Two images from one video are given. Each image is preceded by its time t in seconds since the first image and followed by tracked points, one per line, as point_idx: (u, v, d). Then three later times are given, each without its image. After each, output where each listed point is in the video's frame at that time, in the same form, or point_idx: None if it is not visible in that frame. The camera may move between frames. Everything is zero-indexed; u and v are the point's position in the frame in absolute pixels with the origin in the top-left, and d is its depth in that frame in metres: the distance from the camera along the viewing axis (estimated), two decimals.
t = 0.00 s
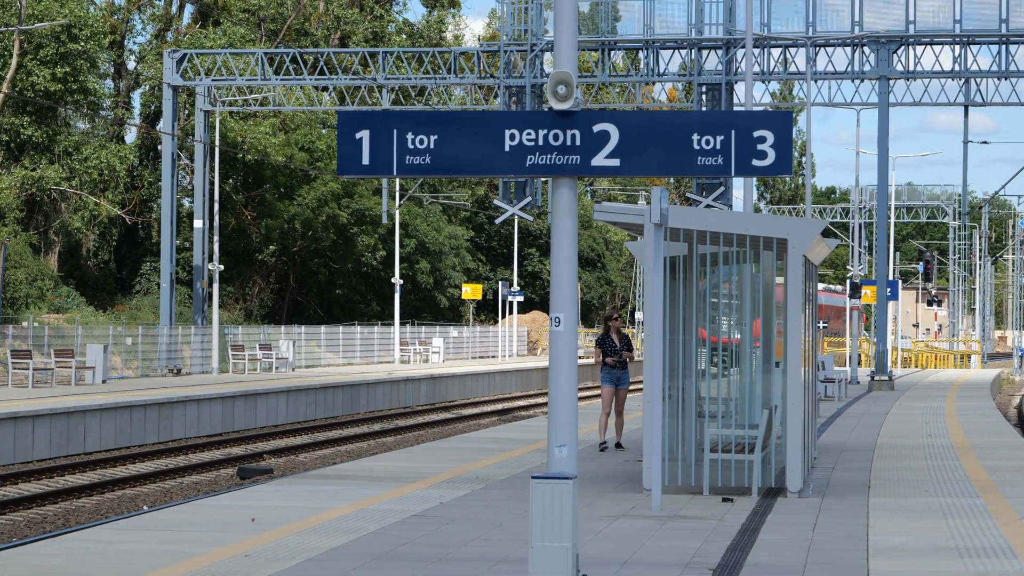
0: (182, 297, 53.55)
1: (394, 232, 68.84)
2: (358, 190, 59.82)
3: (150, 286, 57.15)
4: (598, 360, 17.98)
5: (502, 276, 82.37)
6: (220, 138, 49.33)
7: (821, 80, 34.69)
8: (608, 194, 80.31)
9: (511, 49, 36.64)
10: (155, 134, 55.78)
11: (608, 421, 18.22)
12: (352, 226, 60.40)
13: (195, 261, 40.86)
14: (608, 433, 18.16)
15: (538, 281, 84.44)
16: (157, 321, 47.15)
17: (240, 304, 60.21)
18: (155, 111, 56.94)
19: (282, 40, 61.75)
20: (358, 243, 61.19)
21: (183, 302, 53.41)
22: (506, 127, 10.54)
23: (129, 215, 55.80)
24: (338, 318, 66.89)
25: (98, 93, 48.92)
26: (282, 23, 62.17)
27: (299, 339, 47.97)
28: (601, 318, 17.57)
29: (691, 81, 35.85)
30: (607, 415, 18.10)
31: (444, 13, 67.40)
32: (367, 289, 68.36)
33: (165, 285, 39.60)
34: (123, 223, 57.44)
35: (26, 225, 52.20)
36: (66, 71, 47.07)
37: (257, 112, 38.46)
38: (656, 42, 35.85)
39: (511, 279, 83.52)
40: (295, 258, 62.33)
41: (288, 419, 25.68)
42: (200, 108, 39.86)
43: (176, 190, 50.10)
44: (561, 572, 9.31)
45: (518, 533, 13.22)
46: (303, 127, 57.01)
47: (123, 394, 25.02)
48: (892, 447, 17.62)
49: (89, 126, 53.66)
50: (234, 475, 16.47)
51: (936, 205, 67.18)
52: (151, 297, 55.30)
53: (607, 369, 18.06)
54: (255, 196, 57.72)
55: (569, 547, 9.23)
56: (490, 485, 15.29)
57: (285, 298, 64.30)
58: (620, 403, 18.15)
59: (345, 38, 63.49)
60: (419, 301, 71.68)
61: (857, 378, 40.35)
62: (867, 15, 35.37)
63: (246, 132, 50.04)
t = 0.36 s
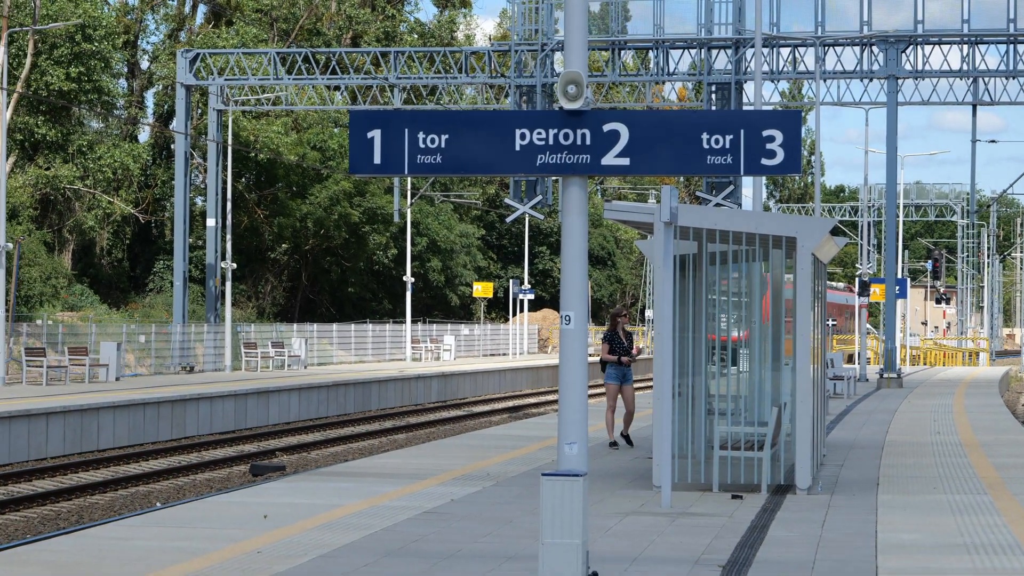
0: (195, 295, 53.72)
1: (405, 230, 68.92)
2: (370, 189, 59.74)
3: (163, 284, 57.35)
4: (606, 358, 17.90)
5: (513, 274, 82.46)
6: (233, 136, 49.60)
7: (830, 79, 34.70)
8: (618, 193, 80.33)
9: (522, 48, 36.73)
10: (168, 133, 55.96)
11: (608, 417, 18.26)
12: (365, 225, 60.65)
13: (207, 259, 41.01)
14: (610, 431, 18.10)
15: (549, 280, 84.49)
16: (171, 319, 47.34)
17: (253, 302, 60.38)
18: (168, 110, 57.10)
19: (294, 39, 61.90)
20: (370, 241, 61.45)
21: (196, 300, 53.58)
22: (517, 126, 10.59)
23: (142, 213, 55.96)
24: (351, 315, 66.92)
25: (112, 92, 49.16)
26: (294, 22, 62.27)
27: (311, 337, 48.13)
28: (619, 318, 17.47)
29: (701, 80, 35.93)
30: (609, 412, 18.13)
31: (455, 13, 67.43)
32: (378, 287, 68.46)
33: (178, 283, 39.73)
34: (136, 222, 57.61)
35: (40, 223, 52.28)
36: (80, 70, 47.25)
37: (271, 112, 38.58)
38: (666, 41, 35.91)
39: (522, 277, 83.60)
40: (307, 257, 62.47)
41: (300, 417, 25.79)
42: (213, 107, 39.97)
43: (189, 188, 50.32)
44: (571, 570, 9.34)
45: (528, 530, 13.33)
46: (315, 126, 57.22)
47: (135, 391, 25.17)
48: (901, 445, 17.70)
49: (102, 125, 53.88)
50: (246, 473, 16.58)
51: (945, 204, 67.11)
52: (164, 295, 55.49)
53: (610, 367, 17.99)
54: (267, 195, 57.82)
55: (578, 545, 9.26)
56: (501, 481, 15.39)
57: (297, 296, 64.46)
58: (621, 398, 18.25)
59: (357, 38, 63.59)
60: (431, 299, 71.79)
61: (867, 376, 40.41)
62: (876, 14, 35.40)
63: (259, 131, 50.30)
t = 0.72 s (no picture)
0: (208, 293, 53.92)
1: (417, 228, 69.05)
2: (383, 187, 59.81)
3: (176, 283, 57.58)
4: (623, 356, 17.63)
5: (525, 272, 82.54)
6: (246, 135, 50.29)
7: (840, 79, 34.77)
8: (629, 191, 80.35)
9: (533, 47, 36.79)
10: (181, 132, 56.16)
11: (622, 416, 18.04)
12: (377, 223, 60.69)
13: (221, 257, 41.18)
14: (628, 428, 18.42)
15: (561, 277, 84.51)
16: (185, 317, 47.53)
17: (266, 301, 60.58)
18: (182, 109, 57.28)
19: (306, 38, 62.08)
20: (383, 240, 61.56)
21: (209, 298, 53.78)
22: (528, 126, 10.62)
23: (156, 211, 56.11)
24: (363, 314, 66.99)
25: (124, 91, 49.40)
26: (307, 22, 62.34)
27: (324, 334, 48.25)
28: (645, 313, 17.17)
29: (711, 79, 35.98)
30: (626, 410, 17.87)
31: (467, 13, 67.57)
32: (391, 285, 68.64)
33: (191, 281, 39.84)
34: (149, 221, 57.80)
35: (54, 222, 52.27)
36: (93, 70, 47.64)
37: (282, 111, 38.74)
38: (677, 40, 35.96)
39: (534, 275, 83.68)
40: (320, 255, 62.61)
41: (313, 414, 25.91)
42: (226, 106, 40.14)
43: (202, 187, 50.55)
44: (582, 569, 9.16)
45: (539, 527, 13.40)
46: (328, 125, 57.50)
47: (149, 389, 25.30)
48: (910, 442, 17.78)
49: (116, 123, 54.15)
50: (259, 470, 16.66)
51: (955, 202, 67.04)
52: (177, 293, 55.72)
53: (626, 365, 17.67)
54: (280, 194, 57.87)
55: (589, 542, 9.07)
56: (512, 479, 15.46)
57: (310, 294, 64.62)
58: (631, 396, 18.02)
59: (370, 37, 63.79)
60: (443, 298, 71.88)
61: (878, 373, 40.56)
62: (886, 13, 35.46)
63: (270, 130, 50.87)
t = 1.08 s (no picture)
0: (220, 291, 54.07)
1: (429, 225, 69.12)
2: (395, 184, 59.83)
3: (188, 280, 57.73)
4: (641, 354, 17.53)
5: (537, 270, 82.51)
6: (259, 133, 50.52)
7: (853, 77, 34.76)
8: (642, 188, 80.32)
9: (545, 45, 36.78)
10: (193, 129, 56.26)
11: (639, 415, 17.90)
12: (389, 221, 60.75)
13: (234, 255, 41.24)
14: (641, 427, 18.45)
15: (573, 275, 84.46)
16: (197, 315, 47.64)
17: (278, 298, 60.69)
18: (194, 107, 57.36)
19: (319, 36, 62.18)
20: (395, 238, 61.63)
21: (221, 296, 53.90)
22: (541, 123, 10.47)
23: (168, 209, 56.19)
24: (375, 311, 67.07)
25: (137, 89, 49.58)
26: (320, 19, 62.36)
27: (336, 332, 48.29)
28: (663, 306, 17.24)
29: (724, 77, 35.99)
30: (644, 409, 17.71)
31: (479, 10, 67.55)
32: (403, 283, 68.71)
33: (203, 279, 39.91)
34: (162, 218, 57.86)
35: (67, 219, 52.42)
36: (105, 67, 47.81)
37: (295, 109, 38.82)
38: (689, 39, 35.99)
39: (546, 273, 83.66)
40: (332, 252, 62.69)
41: (325, 412, 25.96)
42: (238, 104, 40.23)
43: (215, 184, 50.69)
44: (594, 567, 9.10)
45: (551, 524, 13.41)
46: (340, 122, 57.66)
47: (161, 386, 25.39)
48: (922, 440, 17.78)
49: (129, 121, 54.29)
50: (271, 467, 16.69)
51: (966, 199, 66.99)
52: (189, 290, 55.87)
53: (645, 363, 17.54)
54: (292, 191, 57.72)
55: (602, 541, 8.99)
56: (524, 477, 15.48)
57: (323, 292, 64.68)
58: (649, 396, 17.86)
59: (382, 34, 63.85)
60: (455, 295, 71.88)
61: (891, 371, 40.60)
62: (898, 11, 35.47)
63: (282, 128, 51.18)
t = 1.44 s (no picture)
0: (231, 289, 54.04)
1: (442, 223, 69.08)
2: (407, 181, 59.64)
3: (198, 278, 57.71)
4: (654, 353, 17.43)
5: (550, 267, 82.34)
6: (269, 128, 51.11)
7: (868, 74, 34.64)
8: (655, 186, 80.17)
9: (559, 42, 36.64)
10: (203, 126, 56.25)
11: (651, 412, 17.85)
12: (401, 218, 60.62)
13: (244, 252, 41.13)
14: (653, 426, 18.36)
15: (586, 273, 84.21)
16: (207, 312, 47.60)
17: (289, 296, 60.68)
18: (205, 103, 57.32)
19: (331, 32, 62.12)
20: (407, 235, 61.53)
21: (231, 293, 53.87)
22: (555, 120, 10.33)
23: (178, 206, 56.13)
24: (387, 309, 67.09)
25: (147, 85, 49.63)
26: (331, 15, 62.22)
27: (347, 330, 48.24)
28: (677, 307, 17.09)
29: (738, 74, 35.91)
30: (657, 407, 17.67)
31: (492, 7, 67.42)
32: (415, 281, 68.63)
33: (214, 276, 39.83)
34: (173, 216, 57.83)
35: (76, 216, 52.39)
36: (116, 63, 47.85)
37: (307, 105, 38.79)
38: (704, 36, 35.85)
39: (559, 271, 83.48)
40: (343, 250, 62.63)
41: (337, 410, 25.92)
42: (250, 100, 40.20)
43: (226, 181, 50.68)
44: (608, 565, 8.93)
45: (564, 524, 13.31)
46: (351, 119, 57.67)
47: (172, 384, 25.35)
48: (938, 439, 17.68)
49: (139, 117, 54.30)
50: (282, 466, 16.62)
51: (981, 198, 66.80)
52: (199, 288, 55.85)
53: (659, 362, 17.45)
54: (304, 188, 57.91)
55: (616, 539, 8.83)
56: (537, 476, 15.39)
57: (335, 289, 64.60)
58: (661, 393, 17.81)
59: (394, 31, 63.69)
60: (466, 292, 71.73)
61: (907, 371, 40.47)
62: (915, 9, 35.37)
63: (294, 124, 51.79)
